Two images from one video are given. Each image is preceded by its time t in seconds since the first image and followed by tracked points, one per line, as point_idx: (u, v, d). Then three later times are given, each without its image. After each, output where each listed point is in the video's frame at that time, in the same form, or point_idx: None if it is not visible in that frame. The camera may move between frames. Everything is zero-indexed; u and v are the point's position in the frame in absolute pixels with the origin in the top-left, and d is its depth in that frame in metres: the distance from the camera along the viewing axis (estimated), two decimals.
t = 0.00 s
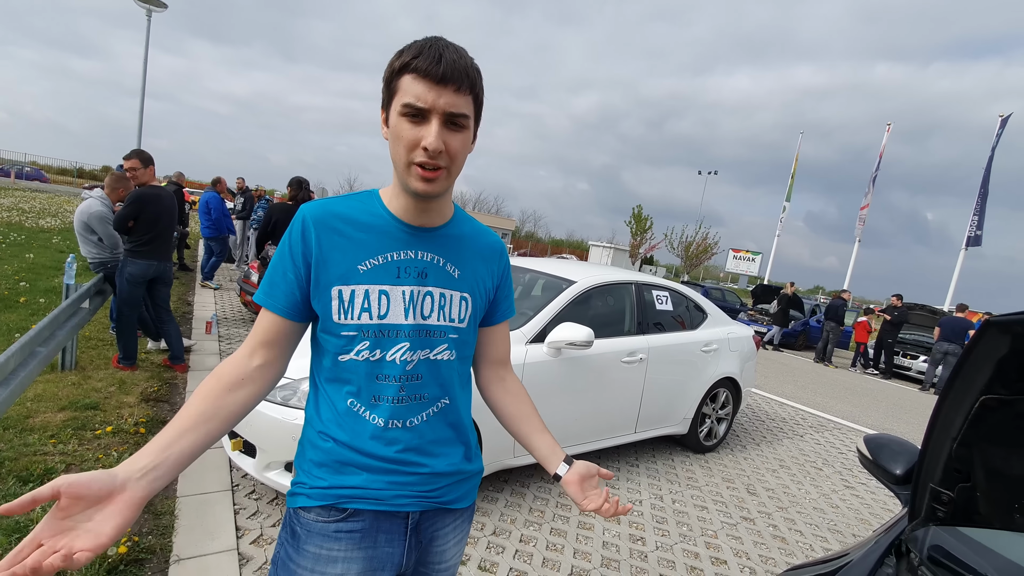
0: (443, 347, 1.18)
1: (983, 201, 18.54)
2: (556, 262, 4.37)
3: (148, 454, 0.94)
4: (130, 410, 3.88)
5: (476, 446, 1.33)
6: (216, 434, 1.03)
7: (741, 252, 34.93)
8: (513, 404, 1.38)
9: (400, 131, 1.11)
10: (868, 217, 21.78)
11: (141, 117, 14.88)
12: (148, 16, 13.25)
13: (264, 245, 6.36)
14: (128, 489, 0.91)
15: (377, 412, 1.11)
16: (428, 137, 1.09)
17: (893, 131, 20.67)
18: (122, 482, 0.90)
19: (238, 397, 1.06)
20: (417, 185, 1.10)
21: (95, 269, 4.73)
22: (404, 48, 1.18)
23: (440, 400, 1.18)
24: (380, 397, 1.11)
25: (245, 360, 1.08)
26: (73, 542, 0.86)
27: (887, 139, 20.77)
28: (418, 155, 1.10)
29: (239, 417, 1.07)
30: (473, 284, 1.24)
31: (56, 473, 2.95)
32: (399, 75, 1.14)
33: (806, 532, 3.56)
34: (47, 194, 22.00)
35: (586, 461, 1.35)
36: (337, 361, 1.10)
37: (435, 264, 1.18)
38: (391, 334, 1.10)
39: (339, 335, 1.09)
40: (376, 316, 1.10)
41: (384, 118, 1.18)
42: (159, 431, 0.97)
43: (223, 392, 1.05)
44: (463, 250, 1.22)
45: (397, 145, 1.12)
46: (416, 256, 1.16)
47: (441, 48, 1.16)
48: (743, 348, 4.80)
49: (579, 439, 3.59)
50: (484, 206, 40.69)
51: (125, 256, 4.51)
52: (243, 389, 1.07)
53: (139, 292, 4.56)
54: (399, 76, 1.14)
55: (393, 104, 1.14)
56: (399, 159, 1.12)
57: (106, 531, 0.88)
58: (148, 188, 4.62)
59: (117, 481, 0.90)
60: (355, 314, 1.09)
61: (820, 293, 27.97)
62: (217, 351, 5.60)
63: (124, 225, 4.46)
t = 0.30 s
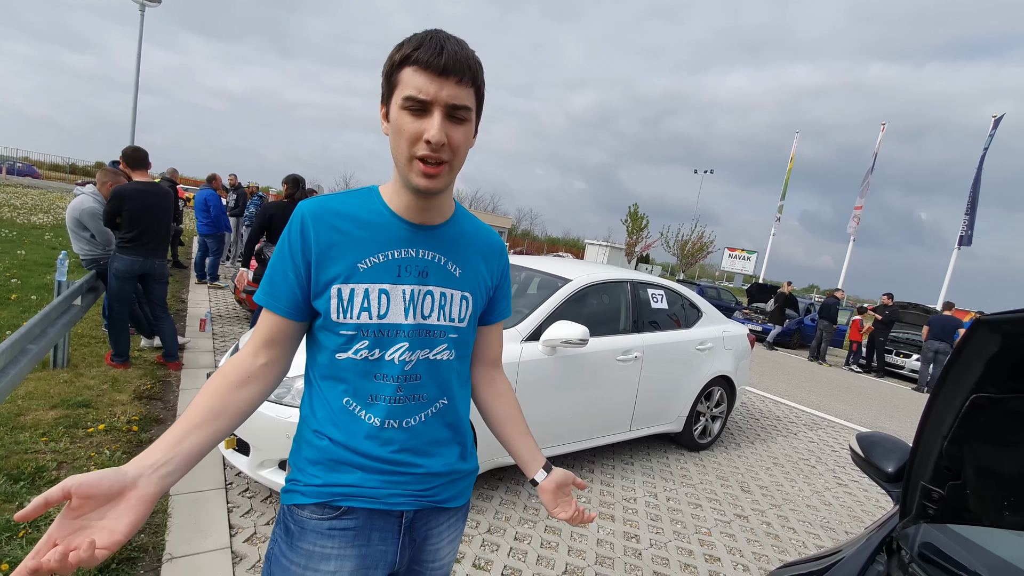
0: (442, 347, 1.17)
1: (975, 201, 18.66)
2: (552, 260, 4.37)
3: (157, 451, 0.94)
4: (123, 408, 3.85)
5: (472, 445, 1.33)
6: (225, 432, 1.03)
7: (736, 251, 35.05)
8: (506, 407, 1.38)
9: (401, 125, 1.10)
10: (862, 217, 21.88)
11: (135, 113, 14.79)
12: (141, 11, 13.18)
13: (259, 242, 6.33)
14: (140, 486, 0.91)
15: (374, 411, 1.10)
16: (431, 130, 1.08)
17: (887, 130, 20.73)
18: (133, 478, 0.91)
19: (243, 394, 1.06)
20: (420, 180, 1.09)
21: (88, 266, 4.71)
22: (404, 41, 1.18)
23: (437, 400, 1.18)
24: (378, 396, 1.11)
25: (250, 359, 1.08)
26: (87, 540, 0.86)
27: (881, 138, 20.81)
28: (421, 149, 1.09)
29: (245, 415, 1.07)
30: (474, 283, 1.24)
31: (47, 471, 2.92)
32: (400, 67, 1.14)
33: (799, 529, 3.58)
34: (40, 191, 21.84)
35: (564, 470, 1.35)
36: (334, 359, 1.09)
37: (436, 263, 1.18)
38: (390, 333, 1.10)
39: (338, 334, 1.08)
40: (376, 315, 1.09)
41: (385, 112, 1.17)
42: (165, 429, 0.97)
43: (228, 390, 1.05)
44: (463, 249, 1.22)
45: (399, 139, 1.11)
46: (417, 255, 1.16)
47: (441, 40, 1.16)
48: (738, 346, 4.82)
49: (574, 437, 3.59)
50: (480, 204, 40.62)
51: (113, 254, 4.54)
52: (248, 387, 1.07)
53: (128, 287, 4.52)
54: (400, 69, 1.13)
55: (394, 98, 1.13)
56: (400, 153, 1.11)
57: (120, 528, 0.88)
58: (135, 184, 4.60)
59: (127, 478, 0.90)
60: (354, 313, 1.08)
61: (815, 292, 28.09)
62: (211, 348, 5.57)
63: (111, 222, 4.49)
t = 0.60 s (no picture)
0: (441, 346, 1.16)
1: (972, 201, 18.70)
2: (550, 259, 4.36)
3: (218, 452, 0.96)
4: (119, 407, 3.84)
5: (470, 448, 1.32)
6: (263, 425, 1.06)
7: (734, 251, 35.10)
8: (492, 418, 1.36)
9: (404, 121, 1.09)
10: (860, 217, 21.92)
11: (132, 112, 14.73)
12: (139, 9, 13.12)
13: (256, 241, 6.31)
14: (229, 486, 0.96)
15: (370, 410, 1.10)
16: (436, 126, 1.07)
17: (884, 130, 20.77)
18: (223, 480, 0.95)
19: (271, 388, 1.08)
20: (423, 177, 1.08)
21: (84, 264, 4.69)
22: (404, 37, 1.17)
23: (436, 401, 1.17)
24: (374, 396, 1.10)
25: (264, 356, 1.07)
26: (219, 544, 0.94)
27: (879, 138, 20.85)
28: (425, 145, 1.08)
29: (272, 408, 1.09)
30: (474, 283, 1.23)
31: (43, 470, 2.91)
32: (402, 64, 1.13)
33: (796, 528, 3.59)
34: (35, 189, 21.75)
35: (519, 512, 1.39)
36: (332, 356, 1.08)
37: (436, 261, 1.17)
38: (388, 332, 1.09)
39: (337, 331, 1.07)
40: (374, 313, 1.09)
41: (386, 109, 1.16)
42: (216, 436, 0.98)
43: (256, 387, 1.05)
44: (464, 247, 1.21)
45: (402, 136, 1.10)
46: (417, 252, 1.15)
47: (443, 36, 1.15)
48: (736, 346, 4.81)
49: (572, 437, 3.58)
50: (478, 203, 40.57)
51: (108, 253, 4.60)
52: (274, 380, 1.08)
53: (120, 285, 4.52)
54: (402, 65, 1.13)
55: (396, 95, 1.12)
56: (404, 150, 1.10)
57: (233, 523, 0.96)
58: (124, 180, 4.57)
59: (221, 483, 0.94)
60: (353, 310, 1.07)
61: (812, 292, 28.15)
62: (208, 348, 5.56)
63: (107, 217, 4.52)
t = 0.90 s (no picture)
0: (437, 346, 1.15)
1: (967, 200, 18.80)
2: (547, 257, 4.36)
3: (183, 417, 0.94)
4: (113, 406, 3.82)
5: (466, 449, 1.31)
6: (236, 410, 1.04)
7: (731, 249, 35.19)
8: (485, 417, 1.36)
9: (404, 121, 1.08)
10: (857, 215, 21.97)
11: (127, 109, 14.66)
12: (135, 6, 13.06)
13: (252, 239, 6.29)
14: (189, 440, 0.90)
15: (365, 411, 1.09)
16: (436, 127, 1.06)
17: (880, 130, 20.84)
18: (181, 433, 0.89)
19: (252, 378, 1.06)
20: (422, 177, 1.07)
21: (78, 263, 4.64)
22: (403, 37, 1.16)
23: (431, 401, 1.16)
24: (369, 396, 1.09)
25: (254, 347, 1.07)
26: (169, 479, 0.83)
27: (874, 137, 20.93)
28: (424, 146, 1.07)
29: (250, 401, 1.07)
30: (470, 283, 1.22)
31: (36, 470, 2.89)
32: (401, 64, 1.12)
33: (792, 526, 3.59)
34: (31, 186, 21.66)
35: (495, 523, 1.36)
36: (326, 355, 1.07)
37: (432, 260, 1.16)
38: (384, 331, 1.08)
39: (331, 331, 1.06)
40: (369, 312, 1.08)
41: (384, 109, 1.15)
42: (186, 405, 0.96)
43: (238, 373, 1.04)
44: (460, 247, 1.21)
45: (401, 136, 1.08)
46: (412, 251, 1.14)
47: (443, 37, 1.14)
48: (732, 344, 4.82)
49: (568, 435, 3.58)
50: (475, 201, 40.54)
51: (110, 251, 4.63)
52: (259, 371, 1.07)
53: (120, 282, 4.51)
54: (402, 65, 1.11)
55: (394, 94, 1.11)
56: (402, 150, 1.09)
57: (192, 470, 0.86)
58: (122, 179, 4.55)
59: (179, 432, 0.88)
60: (347, 309, 1.06)
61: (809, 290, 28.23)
62: (204, 346, 5.53)
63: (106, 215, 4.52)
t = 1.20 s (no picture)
0: (433, 344, 1.14)
1: (964, 198, 18.83)
2: (545, 255, 4.34)
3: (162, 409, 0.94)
4: (109, 405, 3.79)
5: (464, 447, 1.30)
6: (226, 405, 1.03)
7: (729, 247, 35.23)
8: (482, 414, 1.35)
9: (397, 113, 1.07)
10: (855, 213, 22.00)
11: (124, 107, 14.54)
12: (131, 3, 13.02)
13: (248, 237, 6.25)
14: (146, 431, 0.90)
15: (362, 410, 1.07)
16: (430, 117, 1.04)
17: (878, 128, 20.84)
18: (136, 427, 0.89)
19: (247, 377, 1.06)
20: (417, 169, 1.06)
21: (72, 260, 4.60)
22: (396, 29, 1.14)
23: (428, 400, 1.15)
24: (366, 395, 1.07)
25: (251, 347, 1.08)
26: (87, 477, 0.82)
27: (872, 135, 20.93)
28: (418, 137, 1.05)
29: (244, 399, 1.07)
30: (466, 279, 1.21)
31: (31, 469, 2.87)
32: (393, 56, 1.10)
33: (790, 524, 3.60)
34: (25, 184, 21.55)
35: (478, 526, 1.30)
36: (322, 355, 1.06)
37: (427, 258, 1.14)
38: (380, 330, 1.07)
39: (327, 331, 1.05)
40: (365, 311, 1.06)
41: (378, 102, 1.13)
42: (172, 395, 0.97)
43: (231, 372, 1.04)
44: (455, 244, 1.19)
45: (395, 128, 1.07)
46: (407, 249, 1.12)
47: (436, 28, 1.13)
48: (730, 342, 4.82)
49: (567, 433, 3.58)
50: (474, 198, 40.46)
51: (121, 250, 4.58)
52: (254, 370, 1.07)
53: (133, 281, 4.52)
54: (395, 56, 1.10)
55: (388, 87, 1.09)
56: (396, 142, 1.07)
57: (126, 470, 0.85)
58: (134, 180, 4.55)
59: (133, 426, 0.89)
60: (343, 309, 1.05)
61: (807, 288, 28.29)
62: (200, 344, 5.51)
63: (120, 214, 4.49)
